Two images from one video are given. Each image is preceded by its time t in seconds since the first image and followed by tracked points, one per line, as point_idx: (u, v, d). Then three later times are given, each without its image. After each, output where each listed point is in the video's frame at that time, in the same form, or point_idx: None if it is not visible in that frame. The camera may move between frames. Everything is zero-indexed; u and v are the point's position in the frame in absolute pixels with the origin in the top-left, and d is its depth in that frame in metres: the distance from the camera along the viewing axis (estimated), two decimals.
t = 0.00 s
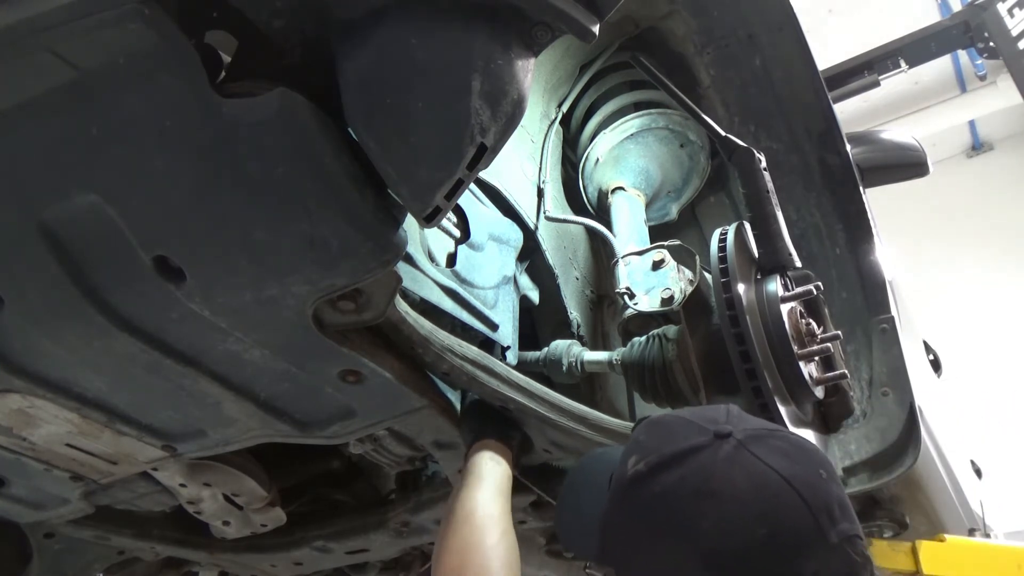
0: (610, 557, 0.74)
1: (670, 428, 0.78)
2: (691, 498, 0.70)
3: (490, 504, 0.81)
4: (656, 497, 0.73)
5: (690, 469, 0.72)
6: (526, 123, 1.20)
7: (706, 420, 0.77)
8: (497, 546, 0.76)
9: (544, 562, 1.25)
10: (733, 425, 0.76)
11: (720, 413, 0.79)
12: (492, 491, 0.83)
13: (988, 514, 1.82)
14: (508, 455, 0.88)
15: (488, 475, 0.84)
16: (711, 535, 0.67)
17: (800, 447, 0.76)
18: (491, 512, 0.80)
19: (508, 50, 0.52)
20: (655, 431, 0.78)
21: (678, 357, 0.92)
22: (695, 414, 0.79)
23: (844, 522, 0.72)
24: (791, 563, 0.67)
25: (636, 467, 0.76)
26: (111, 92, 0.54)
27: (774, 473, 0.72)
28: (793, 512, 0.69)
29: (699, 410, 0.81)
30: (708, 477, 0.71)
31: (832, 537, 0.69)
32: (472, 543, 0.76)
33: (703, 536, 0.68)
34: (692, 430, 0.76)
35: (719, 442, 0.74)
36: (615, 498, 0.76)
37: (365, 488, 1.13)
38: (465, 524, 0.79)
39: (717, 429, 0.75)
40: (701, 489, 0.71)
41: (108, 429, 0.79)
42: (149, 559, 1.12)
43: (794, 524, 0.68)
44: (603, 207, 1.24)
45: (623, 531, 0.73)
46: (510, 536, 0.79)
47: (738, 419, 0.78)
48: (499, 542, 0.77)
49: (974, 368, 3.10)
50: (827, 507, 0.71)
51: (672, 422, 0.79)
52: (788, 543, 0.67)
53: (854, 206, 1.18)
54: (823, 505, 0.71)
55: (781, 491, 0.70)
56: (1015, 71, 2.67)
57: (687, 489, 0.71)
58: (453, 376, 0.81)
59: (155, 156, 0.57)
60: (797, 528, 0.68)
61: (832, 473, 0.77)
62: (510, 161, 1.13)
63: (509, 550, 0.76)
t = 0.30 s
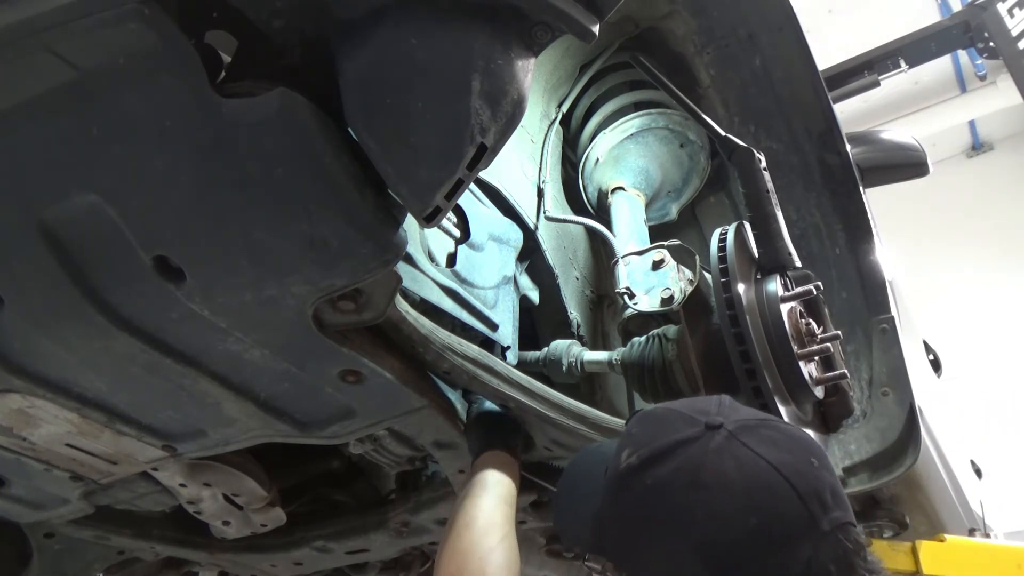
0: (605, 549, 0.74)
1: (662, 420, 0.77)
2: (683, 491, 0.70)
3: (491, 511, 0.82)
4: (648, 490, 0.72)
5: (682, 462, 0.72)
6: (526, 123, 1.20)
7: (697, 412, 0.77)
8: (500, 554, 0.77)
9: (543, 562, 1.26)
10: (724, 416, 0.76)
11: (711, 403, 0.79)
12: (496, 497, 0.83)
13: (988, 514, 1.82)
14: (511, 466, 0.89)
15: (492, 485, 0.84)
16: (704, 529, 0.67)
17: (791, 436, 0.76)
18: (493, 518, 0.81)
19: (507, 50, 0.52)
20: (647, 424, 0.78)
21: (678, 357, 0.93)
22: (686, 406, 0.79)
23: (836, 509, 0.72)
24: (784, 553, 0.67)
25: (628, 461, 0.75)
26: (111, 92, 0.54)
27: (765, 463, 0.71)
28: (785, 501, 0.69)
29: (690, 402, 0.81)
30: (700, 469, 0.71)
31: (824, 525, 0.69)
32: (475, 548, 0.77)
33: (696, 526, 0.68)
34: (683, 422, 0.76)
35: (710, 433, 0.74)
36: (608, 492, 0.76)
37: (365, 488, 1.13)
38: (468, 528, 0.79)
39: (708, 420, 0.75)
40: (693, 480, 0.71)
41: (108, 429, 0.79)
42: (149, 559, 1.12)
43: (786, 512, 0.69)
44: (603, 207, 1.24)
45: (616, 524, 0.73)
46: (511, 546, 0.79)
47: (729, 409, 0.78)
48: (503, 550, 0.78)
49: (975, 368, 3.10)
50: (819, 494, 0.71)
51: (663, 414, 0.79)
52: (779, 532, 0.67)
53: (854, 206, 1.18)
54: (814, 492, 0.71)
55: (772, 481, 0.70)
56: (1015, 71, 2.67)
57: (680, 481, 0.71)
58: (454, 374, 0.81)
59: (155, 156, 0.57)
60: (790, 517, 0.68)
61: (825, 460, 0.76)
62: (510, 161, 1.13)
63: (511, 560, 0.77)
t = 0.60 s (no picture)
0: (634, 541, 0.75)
1: (683, 410, 0.78)
2: (710, 477, 0.71)
3: (495, 510, 0.83)
4: (675, 478, 0.73)
5: (706, 449, 0.73)
6: (526, 123, 1.20)
7: (718, 400, 0.78)
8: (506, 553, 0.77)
9: (543, 562, 1.26)
10: (746, 402, 0.77)
11: (730, 390, 0.80)
12: (498, 502, 0.84)
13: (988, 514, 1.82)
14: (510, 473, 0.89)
15: (493, 488, 0.85)
16: (733, 513, 0.68)
17: (814, 418, 0.77)
18: (498, 515, 0.82)
19: (507, 50, 0.52)
20: (669, 414, 0.79)
21: (678, 356, 0.93)
22: (706, 395, 0.80)
23: (864, 489, 0.72)
24: (816, 534, 0.67)
25: (653, 451, 0.77)
26: (110, 92, 0.54)
27: (791, 446, 0.72)
28: (812, 483, 0.70)
29: (710, 390, 0.81)
30: (725, 456, 0.72)
31: (854, 504, 0.70)
32: (482, 549, 0.77)
33: (725, 512, 0.69)
34: (705, 411, 0.77)
35: (732, 420, 0.75)
36: (634, 482, 0.76)
37: (365, 488, 1.13)
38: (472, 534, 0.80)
39: (730, 407, 0.76)
40: (718, 468, 0.71)
41: (108, 429, 0.79)
42: (149, 559, 1.12)
43: (814, 494, 0.69)
44: (603, 207, 1.24)
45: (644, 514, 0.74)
46: (518, 541, 0.80)
47: (750, 395, 0.78)
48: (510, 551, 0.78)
49: (975, 368, 3.10)
50: (847, 475, 0.72)
51: (685, 405, 0.80)
52: (809, 514, 0.68)
53: (854, 206, 1.18)
54: (842, 474, 0.72)
55: (799, 463, 0.71)
56: (1015, 71, 2.67)
57: (706, 469, 0.72)
58: (454, 374, 0.81)
59: (155, 156, 0.57)
60: (819, 499, 0.69)
61: (848, 441, 0.77)
62: (510, 161, 1.13)
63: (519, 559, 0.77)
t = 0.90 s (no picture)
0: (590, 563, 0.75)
1: (639, 436, 0.77)
2: (657, 511, 0.71)
3: (483, 520, 0.81)
4: (624, 509, 0.73)
5: (657, 480, 0.72)
6: (526, 123, 1.20)
7: (674, 427, 0.77)
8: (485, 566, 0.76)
9: (544, 562, 1.26)
10: (700, 433, 0.75)
11: (689, 417, 0.79)
12: (487, 509, 0.82)
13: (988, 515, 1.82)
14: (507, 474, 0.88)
15: (483, 494, 0.84)
16: (673, 548, 0.68)
17: (768, 453, 0.75)
18: (484, 524, 0.80)
19: (508, 50, 0.52)
20: (625, 439, 0.78)
21: (678, 356, 0.93)
22: (664, 421, 0.78)
23: (810, 526, 0.71)
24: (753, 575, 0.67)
25: (606, 477, 0.76)
26: (110, 92, 0.54)
27: (739, 483, 0.71)
28: (753, 521, 0.69)
29: (670, 414, 0.80)
30: (674, 489, 0.71)
31: (796, 545, 0.69)
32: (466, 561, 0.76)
33: (666, 548, 0.68)
34: (660, 439, 0.76)
35: (686, 452, 0.74)
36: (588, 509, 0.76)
37: (365, 488, 1.13)
38: (453, 544, 0.78)
39: (685, 439, 0.75)
40: (665, 501, 0.71)
41: (108, 429, 0.79)
42: (149, 559, 1.12)
43: (756, 533, 0.68)
44: (603, 207, 1.24)
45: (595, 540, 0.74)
46: (502, 556, 0.78)
47: (706, 424, 0.77)
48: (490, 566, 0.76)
49: (975, 368, 3.10)
50: (791, 514, 0.71)
51: (643, 429, 0.79)
52: (749, 552, 0.67)
53: (855, 206, 1.18)
54: (787, 511, 0.70)
55: (743, 502, 0.70)
56: (1015, 71, 2.67)
57: (653, 502, 0.71)
58: (453, 374, 0.81)
59: (155, 156, 0.57)
60: (758, 538, 0.68)
61: (802, 476, 0.76)
62: (510, 161, 1.12)
63: None
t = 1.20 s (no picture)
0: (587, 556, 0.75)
1: (638, 429, 0.77)
2: (655, 502, 0.71)
3: (484, 516, 0.81)
4: (623, 498, 0.73)
5: (655, 471, 0.72)
6: (526, 123, 1.20)
7: (673, 420, 0.77)
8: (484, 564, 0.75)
9: (544, 563, 1.26)
10: (699, 426, 0.76)
11: (688, 412, 0.79)
12: (488, 507, 0.82)
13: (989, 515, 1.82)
14: (508, 472, 0.88)
15: (485, 490, 0.83)
16: (672, 537, 0.68)
17: (766, 446, 0.75)
18: (486, 521, 0.80)
19: (507, 50, 0.52)
20: (624, 431, 0.78)
21: (678, 356, 0.93)
22: (662, 414, 0.79)
23: (807, 519, 0.71)
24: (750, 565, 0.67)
25: (605, 469, 0.76)
26: (110, 92, 0.54)
27: (736, 474, 0.71)
28: (751, 512, 0.69)
29: (668, 409, 0.80)
30: (672, 479, 0.71)
31: (793, 535, 0.69)
32: (464, 556, 0.76)
33: (664, 537, 0.68)
34: (658, 431, 0.76)
35: (684, 444, 0.74)
36: (586, 501, 0.76)
37: (365, 488, 1.13)
38: (453, 539, 0.78)
39: (683, 430, 0.75)
40: (664, 491, 0.71)
41: (108, 429, 0.79)
42: (149, 559, 1.12)
43: (753, 524, 0.68)
44: (603, 207, 1.24)
45: (593, 531, 0.74)
46: (502, 553, 0.78)
47: (705, 419, 0.77)
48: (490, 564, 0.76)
49: (975, 368, 3.10)
50: (788, 505, 0.71)
51: (641, 423, 0.79)
52: (746, 542, 0.67)
53: (855, 206, 1.18)
54: (784, 503, 0.70)
55: (740, 493, 0.70)
56: (1015, 71, 2.67)
57: (651, 492, 0.71)
58: (454, 374, 0.81)
59: (155, 156, 0.57)
60: (756, 528, 0.68)
61: (798, 470, 0.75)
62: (510, 161, 1.13)
63: None
